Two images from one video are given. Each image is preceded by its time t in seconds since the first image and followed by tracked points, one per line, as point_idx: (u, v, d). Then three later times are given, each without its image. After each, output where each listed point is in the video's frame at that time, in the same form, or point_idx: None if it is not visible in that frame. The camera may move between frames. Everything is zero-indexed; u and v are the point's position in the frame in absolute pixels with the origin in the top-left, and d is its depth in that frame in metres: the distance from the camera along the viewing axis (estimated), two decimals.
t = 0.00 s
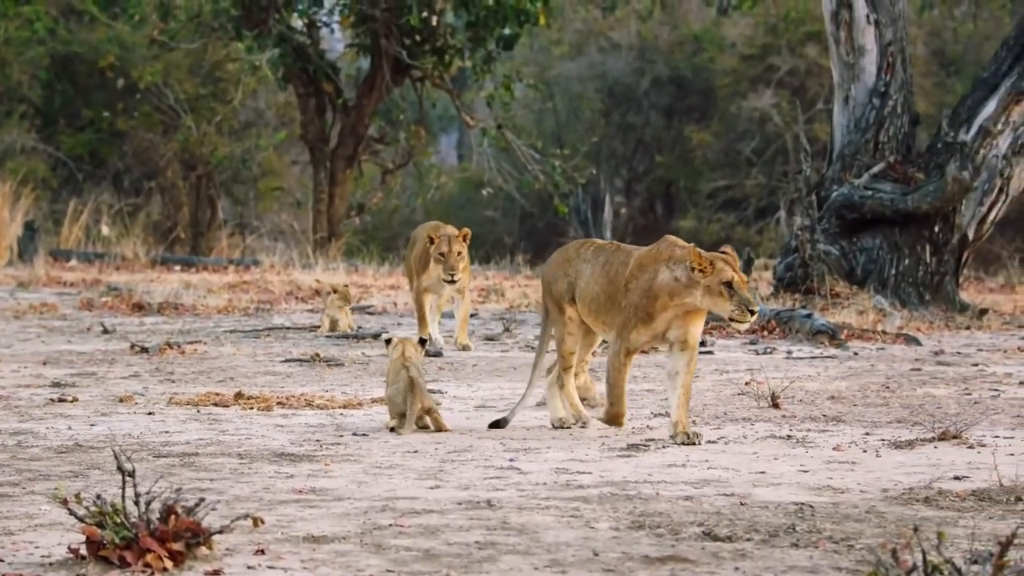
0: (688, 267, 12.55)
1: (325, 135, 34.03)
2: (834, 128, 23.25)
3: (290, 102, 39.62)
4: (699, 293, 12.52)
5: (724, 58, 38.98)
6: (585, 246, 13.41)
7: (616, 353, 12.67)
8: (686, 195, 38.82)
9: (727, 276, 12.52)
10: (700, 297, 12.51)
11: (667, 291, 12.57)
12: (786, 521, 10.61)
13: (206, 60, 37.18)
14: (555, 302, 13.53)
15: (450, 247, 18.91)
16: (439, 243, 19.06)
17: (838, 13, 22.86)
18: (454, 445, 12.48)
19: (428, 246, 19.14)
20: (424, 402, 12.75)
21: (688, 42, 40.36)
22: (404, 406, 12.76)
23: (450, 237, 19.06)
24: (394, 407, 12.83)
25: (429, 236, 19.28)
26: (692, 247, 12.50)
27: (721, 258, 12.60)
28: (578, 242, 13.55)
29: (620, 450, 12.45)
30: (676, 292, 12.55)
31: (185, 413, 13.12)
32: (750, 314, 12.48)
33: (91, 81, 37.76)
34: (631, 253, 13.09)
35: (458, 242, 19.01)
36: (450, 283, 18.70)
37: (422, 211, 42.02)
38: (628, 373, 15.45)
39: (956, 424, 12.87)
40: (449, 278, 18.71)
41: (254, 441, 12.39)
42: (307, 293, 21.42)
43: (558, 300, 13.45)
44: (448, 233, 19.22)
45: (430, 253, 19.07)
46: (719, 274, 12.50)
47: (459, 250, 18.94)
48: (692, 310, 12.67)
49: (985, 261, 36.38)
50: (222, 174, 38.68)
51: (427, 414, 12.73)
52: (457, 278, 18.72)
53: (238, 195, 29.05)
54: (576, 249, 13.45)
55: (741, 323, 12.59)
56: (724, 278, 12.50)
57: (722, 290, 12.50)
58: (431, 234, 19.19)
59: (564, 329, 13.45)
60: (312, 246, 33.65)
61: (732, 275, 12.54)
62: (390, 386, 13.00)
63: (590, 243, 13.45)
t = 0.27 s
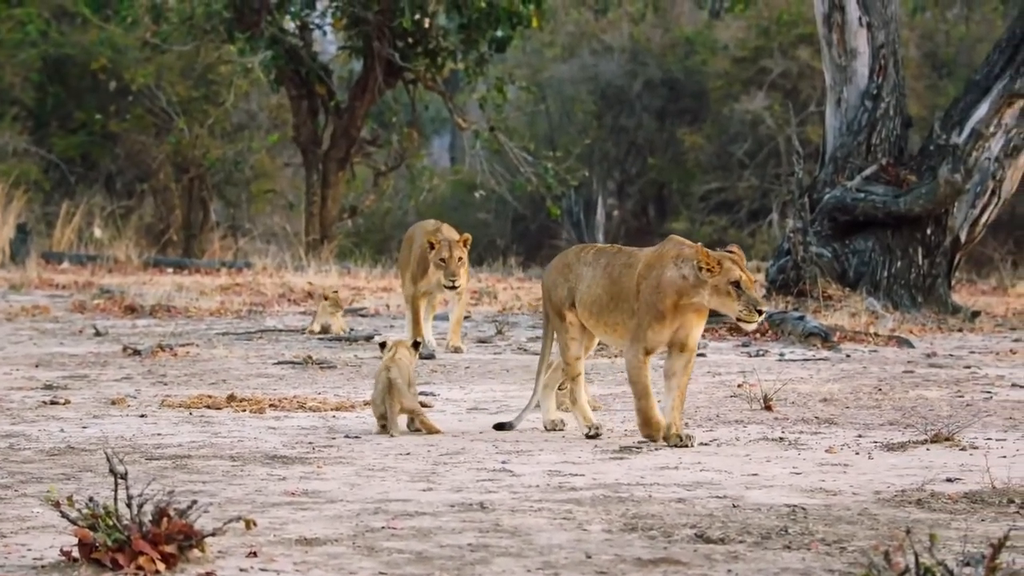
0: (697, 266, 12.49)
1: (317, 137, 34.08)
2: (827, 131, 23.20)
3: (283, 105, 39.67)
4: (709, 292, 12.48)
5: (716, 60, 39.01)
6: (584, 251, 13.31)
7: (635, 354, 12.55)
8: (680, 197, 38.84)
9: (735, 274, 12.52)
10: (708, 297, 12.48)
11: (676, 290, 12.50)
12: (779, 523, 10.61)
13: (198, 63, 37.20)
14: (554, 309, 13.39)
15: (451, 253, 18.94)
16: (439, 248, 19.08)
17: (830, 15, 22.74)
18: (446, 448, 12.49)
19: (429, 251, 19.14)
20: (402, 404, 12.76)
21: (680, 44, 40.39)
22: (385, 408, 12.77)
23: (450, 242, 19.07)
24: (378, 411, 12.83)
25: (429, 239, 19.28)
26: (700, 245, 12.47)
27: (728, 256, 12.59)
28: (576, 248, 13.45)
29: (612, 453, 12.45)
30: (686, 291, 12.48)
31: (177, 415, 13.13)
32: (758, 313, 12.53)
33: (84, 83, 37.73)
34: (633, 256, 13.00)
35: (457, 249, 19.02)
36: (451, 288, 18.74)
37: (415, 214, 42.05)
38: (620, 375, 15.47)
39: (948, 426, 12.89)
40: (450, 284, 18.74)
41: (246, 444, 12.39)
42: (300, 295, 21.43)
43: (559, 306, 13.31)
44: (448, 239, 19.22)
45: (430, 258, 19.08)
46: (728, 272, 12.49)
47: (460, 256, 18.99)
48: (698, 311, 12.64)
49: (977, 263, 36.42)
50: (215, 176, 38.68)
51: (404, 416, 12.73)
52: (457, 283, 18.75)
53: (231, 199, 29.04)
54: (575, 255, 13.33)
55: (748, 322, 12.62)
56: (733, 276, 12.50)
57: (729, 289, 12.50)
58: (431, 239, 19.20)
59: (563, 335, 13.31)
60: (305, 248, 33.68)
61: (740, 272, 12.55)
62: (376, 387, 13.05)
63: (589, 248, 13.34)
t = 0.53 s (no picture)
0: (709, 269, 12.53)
1: (309, 139, 34.10)
2: (820, 133, 23.25)
3: (275, 106, 39.71)
4: (720, 296, 12.53)
5: (709, 62, 39.02)
6: (586, 254, 13.27)
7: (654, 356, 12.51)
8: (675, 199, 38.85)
9: (746, 278, 12.58)
10: (718, 301, 12.50)
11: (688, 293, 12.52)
12: (771, 525, 10.60)
13: (191, 64, 37.21)
14: (555, 314, 13.35)
15: (449, 252, 18.89)
16: (437, 248, 19.04)
17: (823, 18, 22.84)
18: (438, 450, 12.49)
19: (427, 251, 19.11)
20: (375, 403, 12.78)
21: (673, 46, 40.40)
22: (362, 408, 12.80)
23: (449, 241, 19.03)
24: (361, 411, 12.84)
25: (427, 238, 19.25)
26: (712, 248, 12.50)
27: (739, 260, 12.65)
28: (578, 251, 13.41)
29: (604, 456, 12.46)
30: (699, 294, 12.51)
31: (169, 418, 13.13)
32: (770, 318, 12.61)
33: (76, 85, 37.73)
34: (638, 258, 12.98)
35: (456, 247, 18.97)
36: (448, 286, 18.69)
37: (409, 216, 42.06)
38: (612, 378, 15.48)
39: (940, 428, 12.89)
40: (448, 281, 18.69)
41: (238, 446, 12.39)
42: (292, 298, 21.44)
43: (562, 310, 13.26)
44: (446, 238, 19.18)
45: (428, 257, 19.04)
46: (740, 275, 12.55)
47: (457, 254, 18.92)
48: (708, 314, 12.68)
49: (970, 265, 36.44)
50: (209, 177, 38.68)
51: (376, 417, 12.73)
52: (455, 281, 18.71)
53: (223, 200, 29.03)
54: (576, 259, 13.29)
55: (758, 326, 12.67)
56: (745, 280, 12.55)
57: (740, 294, 12.54)
58: (429, 237, 19.16)
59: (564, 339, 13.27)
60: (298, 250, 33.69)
61: (751, 276, 12.61)
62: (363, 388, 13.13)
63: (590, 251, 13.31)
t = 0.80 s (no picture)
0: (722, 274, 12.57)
1: (303, 141, 34.10)
2: (814, 134, 23.24)
3: (269, 108, 39.72)
4: (732, 301, 12.62)
5: (703, 64, 39.02)
6: (590, 254, 13.19)
7: (672, 362, 12.51)
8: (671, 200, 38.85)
9: (757, 283, 12.67)
10: (729, 306, 12.64)
11: (701, 296, 12.55)
12: (765, 527, 10.61)
13: (185, 65, 37.20)
14: (556, 314, 13.27)
15: (445, 253, 18.87)
16: (433, 248, 19.02)
17: (817, 20, 22.83)
18: (432, 452, 12.50)
19: (423, 251, 19.09)
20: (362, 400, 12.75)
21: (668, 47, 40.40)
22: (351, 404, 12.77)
23: (445, 241, 19.01)
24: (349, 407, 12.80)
25: (423, 238, 19.22)
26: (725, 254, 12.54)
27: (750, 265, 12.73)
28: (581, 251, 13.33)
29: (598, 458, 12.47)
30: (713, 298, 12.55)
31: (163, 419, 13.13)
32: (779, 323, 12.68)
33: (71, 86, 37.71)
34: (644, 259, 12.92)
35: (451, 248, 18.94)
36: (443, 286, 18.66)
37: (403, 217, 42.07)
38: (607, 380, 15.49)
39: (934, 430, 12.90)
40: (442, 282, 18.67)
41: (233, 448, 12.39)
42: (287, 300, 21.45)
43: (566, 310, 13.19)
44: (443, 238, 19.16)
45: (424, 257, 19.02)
46: (751, 281, 12.63)
47: (453, 255, 18.90)
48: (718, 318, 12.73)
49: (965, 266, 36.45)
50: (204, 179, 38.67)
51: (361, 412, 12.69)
52: (450, 282, 18.69)
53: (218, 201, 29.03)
54: (580, 259, 13.21)
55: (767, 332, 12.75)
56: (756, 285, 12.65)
57: (750, 299, 12.65)
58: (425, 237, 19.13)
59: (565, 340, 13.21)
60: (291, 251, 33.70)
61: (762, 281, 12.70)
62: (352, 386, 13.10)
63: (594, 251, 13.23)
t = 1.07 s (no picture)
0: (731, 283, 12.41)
1: (298, 143, 34.11)
2: (808, 136, 23.23)
3: (264, 110, 39.70)
4: (742, 311, 12.43)
5: (698, 66, 39.02)
6: (596, 255, 13.14)
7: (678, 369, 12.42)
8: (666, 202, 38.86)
9: (768, 295, 12.46)
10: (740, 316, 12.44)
11: (707, 304, 12.41)
12: (760, 529, 10.61)
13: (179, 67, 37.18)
14: (561, 314, 13.27)
15: (441, 255, 18.87)
16: (429, 250, 19.01)
17: (812, 22, 22.82)
18: (427, 454, 12.50)
19: (418, 253, 19.07)
20: (355, 398, 12.80)
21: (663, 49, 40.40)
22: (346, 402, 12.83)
23: (441, 244, 19.00)
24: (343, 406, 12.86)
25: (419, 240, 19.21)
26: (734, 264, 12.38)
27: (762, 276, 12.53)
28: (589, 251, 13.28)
29: (593, 459, 12.48)
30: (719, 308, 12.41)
31: (158, 421, 13.13)
32: (790, 335, 12.43)
33: (66, 88, 37.69)
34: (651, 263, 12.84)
35: (448, 251, 18.96)
36: (439, 289, 18.69)
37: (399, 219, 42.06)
38: (602, 381, 15.50)
39: (929, 431, 12.91)
40: (438, 285, 18.69)
41: (228, 449, 12.39)
42: (282, 301, 21.45)
43: (571, 311, 13.17)
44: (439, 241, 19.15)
45: (420, 260, 19.01)
46: (762, 292, 12.43)
47: (450, 259, 18.92)
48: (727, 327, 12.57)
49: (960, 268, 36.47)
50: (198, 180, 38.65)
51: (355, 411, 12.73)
52: (445, 285, 18.72)
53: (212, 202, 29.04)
54: (587, 260, 13.17)
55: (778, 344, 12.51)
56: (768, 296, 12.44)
57: (761, 310, 12.44)
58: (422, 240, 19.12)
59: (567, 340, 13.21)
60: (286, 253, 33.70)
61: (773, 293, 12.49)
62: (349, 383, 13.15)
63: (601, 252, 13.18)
